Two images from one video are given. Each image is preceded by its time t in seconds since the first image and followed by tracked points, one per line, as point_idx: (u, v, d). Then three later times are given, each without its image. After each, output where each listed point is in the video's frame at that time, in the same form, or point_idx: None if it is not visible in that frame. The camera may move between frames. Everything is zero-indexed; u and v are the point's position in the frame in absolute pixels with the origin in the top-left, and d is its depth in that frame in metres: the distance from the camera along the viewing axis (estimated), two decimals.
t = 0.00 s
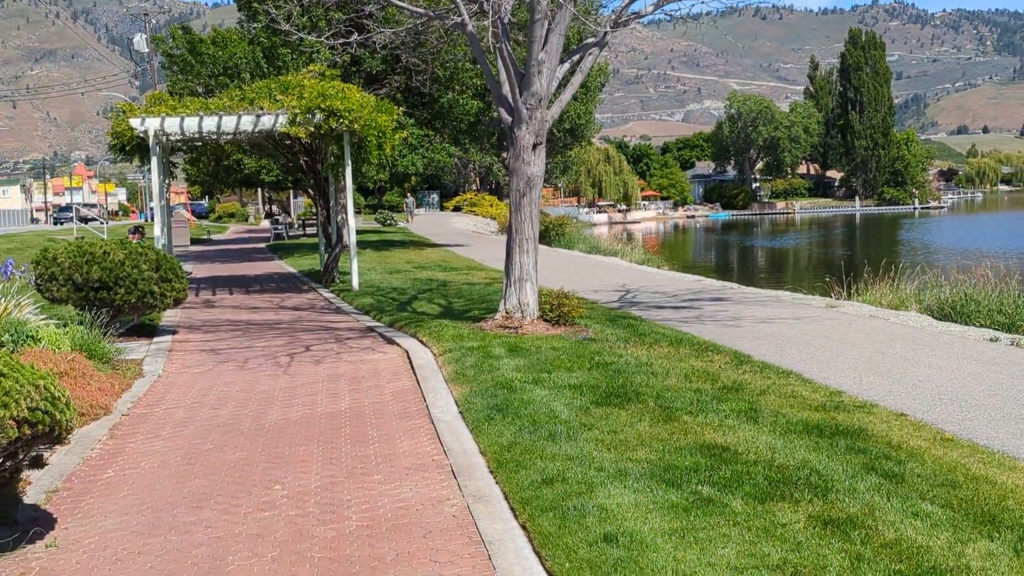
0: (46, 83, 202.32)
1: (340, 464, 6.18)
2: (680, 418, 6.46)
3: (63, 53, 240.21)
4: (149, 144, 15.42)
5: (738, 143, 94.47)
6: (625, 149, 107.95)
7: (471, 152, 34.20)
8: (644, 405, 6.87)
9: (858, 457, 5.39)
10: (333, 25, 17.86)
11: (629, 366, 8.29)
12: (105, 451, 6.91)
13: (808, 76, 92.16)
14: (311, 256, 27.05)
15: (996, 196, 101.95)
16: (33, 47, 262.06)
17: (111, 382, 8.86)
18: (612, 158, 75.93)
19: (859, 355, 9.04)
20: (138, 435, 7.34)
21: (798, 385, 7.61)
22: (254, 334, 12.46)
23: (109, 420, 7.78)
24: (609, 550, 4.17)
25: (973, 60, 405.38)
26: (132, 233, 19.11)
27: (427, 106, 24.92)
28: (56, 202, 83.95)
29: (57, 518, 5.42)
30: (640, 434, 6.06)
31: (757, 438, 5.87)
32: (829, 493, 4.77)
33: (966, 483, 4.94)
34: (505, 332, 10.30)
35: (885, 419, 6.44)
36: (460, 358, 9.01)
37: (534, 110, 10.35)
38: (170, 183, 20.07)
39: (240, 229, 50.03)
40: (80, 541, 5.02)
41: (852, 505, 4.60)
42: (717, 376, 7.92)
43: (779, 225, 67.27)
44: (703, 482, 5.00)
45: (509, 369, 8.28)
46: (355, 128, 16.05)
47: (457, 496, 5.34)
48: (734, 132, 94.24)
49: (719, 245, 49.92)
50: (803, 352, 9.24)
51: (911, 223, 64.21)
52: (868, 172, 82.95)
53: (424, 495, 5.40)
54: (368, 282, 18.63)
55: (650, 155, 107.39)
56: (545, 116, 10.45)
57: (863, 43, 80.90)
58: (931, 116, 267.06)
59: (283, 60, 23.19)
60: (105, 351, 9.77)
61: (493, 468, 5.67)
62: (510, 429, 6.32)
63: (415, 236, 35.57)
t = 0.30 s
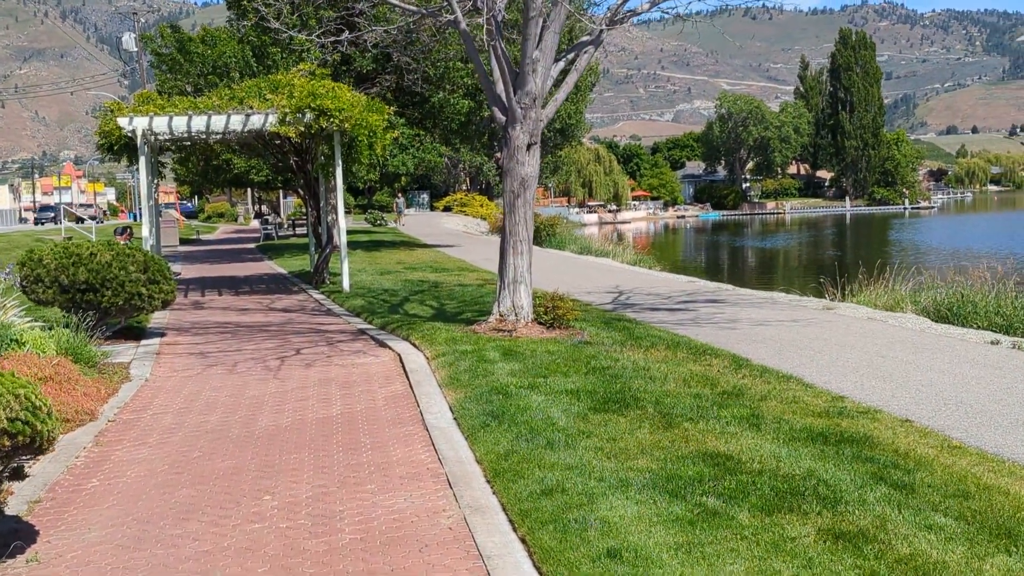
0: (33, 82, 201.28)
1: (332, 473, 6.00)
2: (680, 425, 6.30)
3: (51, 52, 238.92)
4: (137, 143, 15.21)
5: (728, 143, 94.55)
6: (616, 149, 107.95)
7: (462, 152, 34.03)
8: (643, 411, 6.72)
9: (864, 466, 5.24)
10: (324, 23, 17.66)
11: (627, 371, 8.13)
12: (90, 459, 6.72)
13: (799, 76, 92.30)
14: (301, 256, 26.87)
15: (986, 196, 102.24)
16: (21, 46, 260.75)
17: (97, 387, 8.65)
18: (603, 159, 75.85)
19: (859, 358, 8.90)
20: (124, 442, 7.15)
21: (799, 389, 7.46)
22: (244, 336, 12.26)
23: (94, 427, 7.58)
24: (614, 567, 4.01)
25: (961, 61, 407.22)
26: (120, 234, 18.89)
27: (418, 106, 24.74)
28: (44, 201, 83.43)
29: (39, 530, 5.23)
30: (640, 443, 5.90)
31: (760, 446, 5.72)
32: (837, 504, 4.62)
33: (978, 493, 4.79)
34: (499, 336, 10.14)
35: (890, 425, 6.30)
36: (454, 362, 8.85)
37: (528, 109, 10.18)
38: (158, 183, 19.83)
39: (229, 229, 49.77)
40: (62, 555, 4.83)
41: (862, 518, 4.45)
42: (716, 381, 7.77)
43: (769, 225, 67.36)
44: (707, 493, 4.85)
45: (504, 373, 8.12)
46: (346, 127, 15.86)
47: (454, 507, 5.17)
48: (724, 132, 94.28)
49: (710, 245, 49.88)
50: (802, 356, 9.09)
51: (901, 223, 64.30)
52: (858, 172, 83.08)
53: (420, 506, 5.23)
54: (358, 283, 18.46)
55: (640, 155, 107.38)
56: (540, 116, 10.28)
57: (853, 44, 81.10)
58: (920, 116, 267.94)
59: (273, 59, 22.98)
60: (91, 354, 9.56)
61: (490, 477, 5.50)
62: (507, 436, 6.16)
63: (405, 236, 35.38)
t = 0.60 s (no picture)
0: (25, 81, 200.53)
1: (322, 480, 5.82)
2: (680, 430, 6.13)
3: (42, 52, 238.14)
4: (127, 142, 15.00)
5: (722, 143, 94.57)
6: (609, 149, 107.86)
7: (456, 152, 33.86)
8: (641, 415, 6.55)
9: (870, 473, 5.09)
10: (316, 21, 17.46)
11: (623, 373, 7.96)
12: (74, 465, 6.53)
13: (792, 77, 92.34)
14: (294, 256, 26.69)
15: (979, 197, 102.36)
16: (13, 46, 260.01)
17: (82, 390, 8.45)
18: (596, 159, 75.74)
19: (861, 360, 8.74)
20: (109, 447, 6.96)
21: (800, 392, 7.31)
22: (235, 338, 12.07)
23: (78, 431, 7.38)
24: None
25: (953, 61, 408.68)
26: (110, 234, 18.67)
27: (412, 105, 24.58)
28: (35, 201, 83.05)
29: (16, 540, 5.04)
30: (639, 448, 5.73)
31: (763, 452, 5.56)
32: (844, 513, 4.46)
33: (989, 501, 4.64)
34: (493, 336, 9.97)
35: (894, 430, 6.16)
36: (447, 364, 8.67)
37: (523, 107, 10.02)
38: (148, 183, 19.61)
39: (221, 229, 49.56)
40: (41, 566, 4.65)
41: (871, 527, 4.29)
42: (716, 384, 7.60)
43: (763, 225, 67.31)
44: (710, 501, 4.68)
45: (499, 377, 7.95)
46: (339, 126, 15.67)
47: (446, 515, 5.00)
48: (718, 132, 94.26)
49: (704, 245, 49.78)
50: (802, 358, 8.93)
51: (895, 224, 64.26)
52: (851, 172, 83.11)
53: (412, 514, 5.05)
54: (351, 284, 18.29)
55: (634, 155, 107.30)
56: (535, 114, 10.12)
57: (847, 44, 81.16)
58: (913, 117, 268.48)
59: (265, 58, 22.78)
60: (77, 356, 9.35)
61: (485, 484, 5.33)
62: (501, 442, 5.98)
63: (400, 237, 35.17)
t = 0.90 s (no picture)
0: (21, 81, 200.24)
1: (314, 492, 5.65)
2: (682, 439, 5.97)
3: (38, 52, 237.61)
4: (119, 142, 14.81)
5: (719, 144, 94.47)
6: (607, 149, 107.74)
7: (453, 152, 33.69)
8: (643, 423, 6.38)
9: (881, 485, 4.91)
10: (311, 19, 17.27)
11: (624, 379, 7.79)
12: (59, 475, 6.35)
13: (790, 77, 92.29)
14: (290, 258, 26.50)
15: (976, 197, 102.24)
16: (10, 46, 259.44)
17: (70, 396, 8.24)
18: (593, 159, 75.55)
19: (866, 366, 8.58)
20: (96, 456, 6.78)
21: (804, 399, 7.14)
22: (228, 341, 11.88)
23: (65, 439, 7.19)
24: None
25: (951, 61, 408.87)
26: (103, 236, 18.45)
27: (409, 105, 24.41)
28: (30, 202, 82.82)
29: None
30: (641, 459, 5.56)
31: (768, 463, 5.39)
32: (857, 529, 4.28)
33: (1005, 516, 4.46)
34: (490, 341, 9.80)
35: (903, 438, 5.98)
36: (443, 370, 8.50)
37: (521, 107, 9.84)
38: (142, 184, 19.41)
39: (217, 230, 49.34)
40: None
41: (884, 545, 4.11)
42: (717, 390, 7.44)
43: (760, 226, 67.09)
44: (716, 516, 4.50)
45: (496, 383, 7.77)
46: (334, 127, 15.48)
47: (442, 531, 4.82)
48: (715, 132, 94.16)
49: (701, 246, 49.64)
50: (806, 364, 8.77)
51: (892, 224, 64.12)
52: (849, 173, 83.02)
53: (406, 529, 4.88)
54: (347, 285, 18.11)
55: (631, 155, 107.19)
56: (533, 114, 9.94)
57: (844, 44, 81.12)
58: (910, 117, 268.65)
59: (261, 58, 22.59)
60: (65, 362, 9.14)
61: (481, 497, 5.16)
62: (499, 451, 5.81)
63: (397, 238, 34.98)
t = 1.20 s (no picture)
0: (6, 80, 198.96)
1: (302, 499, 5.48)
2: (681, 445, 5.83)
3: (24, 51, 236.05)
4: (104, 141, 14.58)
5: (707, 145, 94.57)
6: (594, 150, 107.74)
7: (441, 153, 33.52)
8: (639, 428, 6.23)
9: (886, 493, 4.79)
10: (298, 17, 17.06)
11: (619, 382, 7.64)
12: (38, 482, 6.15)
13: (777, 79, 92.53)
14: (277, 258, 26.28)
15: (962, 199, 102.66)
16: None
17: (51, 400, 8.04)
18: (582, 160, 75.43)
19: (863, 368, 8.46)
20: (77, 462, 6.59)
21: (802, 403, 7.02)
22: (215, 343, 11.68)
23: (46, 444, 7.00)
24: None
25: (937, 63, 411.03)
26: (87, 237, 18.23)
27: (397, 105, 24.24)
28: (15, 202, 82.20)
29: None
30: (639, 466, 5.41)
31: (770, 469, 5.26)
32: (864, 540, 4.15)
33: (1015, 525, 4.33)
34: (481, 343, 9.63)
35: (905, 444, 5.86)
36: (434, 373, 8.33)
37: (512, 105, 9.69)
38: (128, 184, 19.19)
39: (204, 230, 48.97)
40: None
41: (894, 557, 3.97)
42: (714, 394, 7.30)
43: (749, 227, 67.12)
44: (719, 525, 4.36)
45: (488, 387, 7.59)
46: (322, 126, 15.30)
47: (435, 541, 4.66)
48: (703, 134, 94.30)
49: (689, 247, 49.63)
50: (802, 366, 8.63)
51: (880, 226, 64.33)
52: (836, 175, 83.27)
53: (397, 539, 4.72)
54: (335, 286, 17.91)
55: (619, 157, 107.26)
56: (525, 112, 9.79)
57: (831, 46, 81.42)
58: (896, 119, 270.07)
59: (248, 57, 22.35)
60: (47, 364, 8.93)
61: (476, 505, 5.01)
62: (493, 458, 5.66)
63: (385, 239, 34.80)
